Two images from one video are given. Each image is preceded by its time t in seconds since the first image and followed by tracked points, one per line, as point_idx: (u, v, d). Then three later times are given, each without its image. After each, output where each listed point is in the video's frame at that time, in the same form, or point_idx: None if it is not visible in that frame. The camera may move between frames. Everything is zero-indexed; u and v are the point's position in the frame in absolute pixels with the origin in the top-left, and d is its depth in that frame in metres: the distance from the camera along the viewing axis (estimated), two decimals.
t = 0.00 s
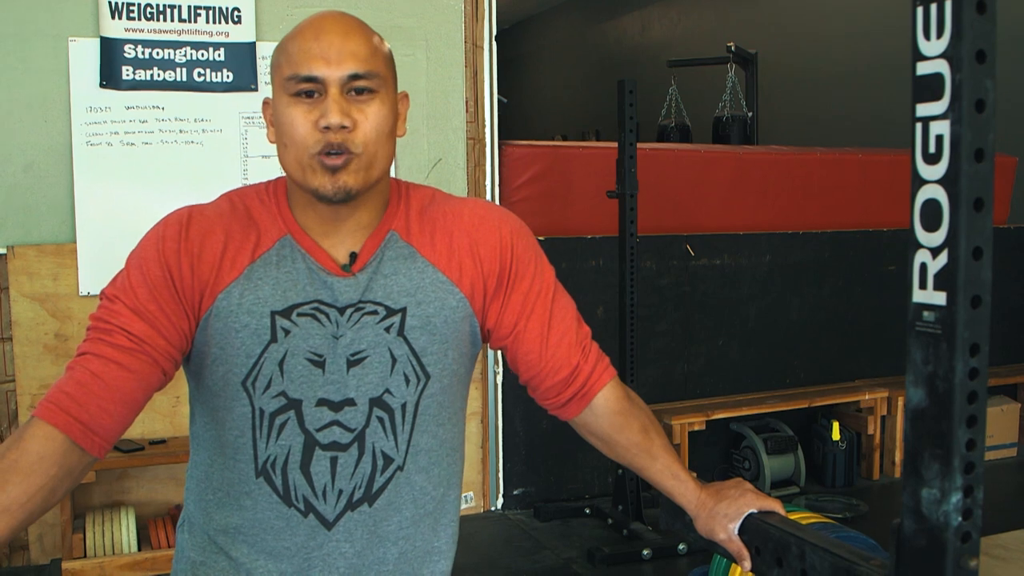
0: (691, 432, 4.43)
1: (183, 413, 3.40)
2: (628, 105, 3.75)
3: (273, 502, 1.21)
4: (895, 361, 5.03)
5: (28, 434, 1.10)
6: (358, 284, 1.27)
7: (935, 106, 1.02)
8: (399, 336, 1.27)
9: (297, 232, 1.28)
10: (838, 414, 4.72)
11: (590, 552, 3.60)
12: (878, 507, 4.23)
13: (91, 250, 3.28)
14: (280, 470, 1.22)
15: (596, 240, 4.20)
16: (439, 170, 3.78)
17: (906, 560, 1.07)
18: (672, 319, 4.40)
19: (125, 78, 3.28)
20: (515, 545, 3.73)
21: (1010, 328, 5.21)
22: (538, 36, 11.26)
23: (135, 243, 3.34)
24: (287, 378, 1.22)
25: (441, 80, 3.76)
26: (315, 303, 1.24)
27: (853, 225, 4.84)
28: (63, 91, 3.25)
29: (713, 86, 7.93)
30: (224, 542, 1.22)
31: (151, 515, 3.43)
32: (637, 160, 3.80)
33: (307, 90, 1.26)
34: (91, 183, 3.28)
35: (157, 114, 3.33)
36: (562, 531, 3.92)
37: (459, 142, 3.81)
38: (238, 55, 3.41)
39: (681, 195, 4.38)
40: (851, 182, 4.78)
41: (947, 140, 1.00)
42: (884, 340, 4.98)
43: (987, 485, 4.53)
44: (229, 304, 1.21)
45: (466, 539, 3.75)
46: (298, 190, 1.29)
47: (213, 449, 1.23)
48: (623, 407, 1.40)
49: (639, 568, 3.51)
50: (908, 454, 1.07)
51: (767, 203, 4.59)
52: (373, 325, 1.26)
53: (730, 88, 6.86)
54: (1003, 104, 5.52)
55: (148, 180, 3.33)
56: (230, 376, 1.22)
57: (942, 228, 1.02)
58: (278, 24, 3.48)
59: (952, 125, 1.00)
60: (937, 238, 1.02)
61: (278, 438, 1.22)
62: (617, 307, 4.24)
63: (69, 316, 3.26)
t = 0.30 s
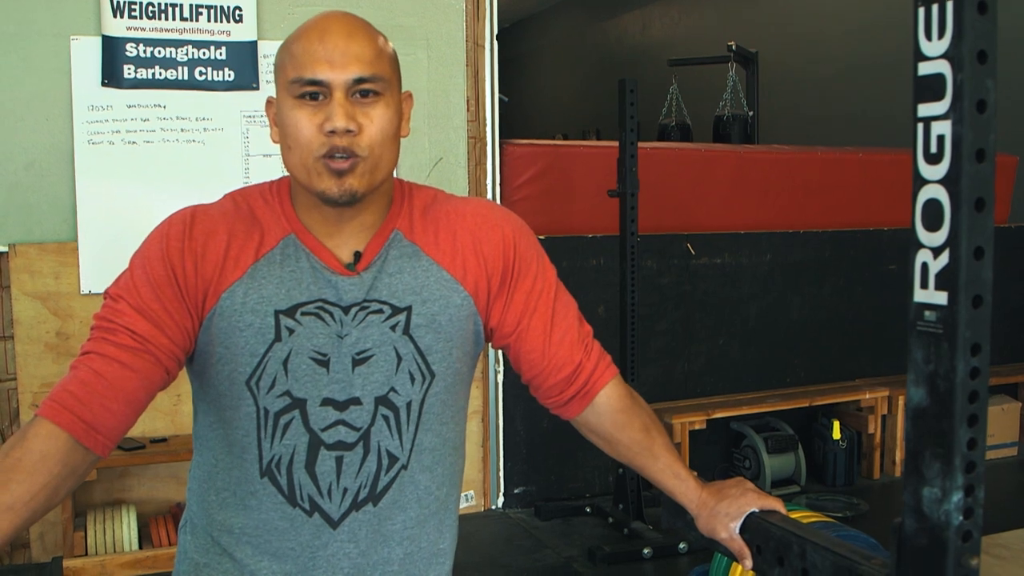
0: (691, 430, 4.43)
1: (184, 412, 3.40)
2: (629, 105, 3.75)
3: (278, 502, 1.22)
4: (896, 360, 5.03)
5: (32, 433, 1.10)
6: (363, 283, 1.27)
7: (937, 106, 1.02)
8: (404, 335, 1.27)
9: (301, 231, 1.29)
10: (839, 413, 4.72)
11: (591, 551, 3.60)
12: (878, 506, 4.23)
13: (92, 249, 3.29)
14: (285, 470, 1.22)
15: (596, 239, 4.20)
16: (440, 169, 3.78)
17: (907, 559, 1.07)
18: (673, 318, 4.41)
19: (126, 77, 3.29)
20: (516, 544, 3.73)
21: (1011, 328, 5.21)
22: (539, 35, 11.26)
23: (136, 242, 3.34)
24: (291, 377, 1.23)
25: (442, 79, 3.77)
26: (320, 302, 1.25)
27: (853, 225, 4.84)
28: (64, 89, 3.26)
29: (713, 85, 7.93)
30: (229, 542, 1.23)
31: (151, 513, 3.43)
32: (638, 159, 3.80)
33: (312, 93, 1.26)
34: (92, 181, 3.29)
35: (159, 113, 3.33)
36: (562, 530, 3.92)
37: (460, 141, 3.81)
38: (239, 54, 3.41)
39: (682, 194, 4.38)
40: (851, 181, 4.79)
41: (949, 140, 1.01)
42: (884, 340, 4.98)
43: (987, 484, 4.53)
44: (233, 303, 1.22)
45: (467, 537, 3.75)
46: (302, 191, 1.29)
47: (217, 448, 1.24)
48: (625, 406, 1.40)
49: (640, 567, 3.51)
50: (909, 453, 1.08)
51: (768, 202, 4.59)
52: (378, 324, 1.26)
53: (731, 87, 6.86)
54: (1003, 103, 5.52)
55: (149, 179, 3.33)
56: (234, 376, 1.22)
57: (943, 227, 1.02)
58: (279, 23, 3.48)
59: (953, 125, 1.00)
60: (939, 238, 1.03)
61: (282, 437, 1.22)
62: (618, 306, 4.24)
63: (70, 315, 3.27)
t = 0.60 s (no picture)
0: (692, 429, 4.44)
1: (186, 409, 3.41)
2: (631, 103, 3.75)
3: (280, 500, 1.22)
4: (897, 359, 5.03)
5: (34, 430, 1.10)
6: (365, 282, 1.27)
7: (938, 105, 1.02)
8: (406, 333, 1.28)
9: (303, 230, 1.29)
10: (840, 411, 4.73)
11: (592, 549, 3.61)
12: (879, 504, 4.24)
13: (94, 247, 3.29)
14: (287, 469, 1.22)
15: (598, 237, 4.20)
16: (441, 167, 3.79)
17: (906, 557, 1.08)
18: (674, 316, 4.41)
19: (128, 75, 3.29)
20: (517, 542, 3.74)
21: (1012, 327, 5.21)
22: (540, 34, 11.27)
23: (138, 240, 3.34)
24: (294, 376, 1.23)
25: (444, 77, 3.77)
26: (322, 302, 1.25)
27: (855, 223, 4.84)
28: (66, 88, 3.26)
29: (715, 83, 7.93)
30: (232, 540, 1.23)
31: (153, 511, 3.44)
32: (639, 157, 3.81)
33: (312, 90, 1.27)
34: (94, 179, 3.29)
35: (160, 111, 3.34)
36: (563, 528, 3.93)
37: (462, 139, 3.81)
38: (241, 52, 3.41)
39: (683, 193, 4.38)
40: (853, 180, 4.79)
41: (949, 139, 1.01)
42: (885, 338, 4.98)
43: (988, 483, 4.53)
44: (236, 302, 1.22)
45: (468, 535, 3.76)
46: (303, 189, 1.29)
47: (219, 447, 1.24)
48: (626, 401, 1.40)
49: (641, 566, 3.52)
50: (910, 451, 1.08)
51: (769, 201, 4.59)
52: (381, 323, 1.27)
53: (732, 86, 6.86)
54: (1004, 102, 5.52)
55: (151, 177, 3.34)
56: (236, 375, 1.22)
57: (944, 226, 1.02)
58: (280, 21, 3.48)
59: (953, 124, 1.00)
60: (939, 237, 1.03)
61: (285, 436, 1.22)
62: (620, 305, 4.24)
63: (72, 313, 3.27)
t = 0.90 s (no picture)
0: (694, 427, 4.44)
1: (188, 407, 3.41)
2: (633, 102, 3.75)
3: (287, 497, 1.22)
4: (898, 358, 5.03)
5: (37, 428, 1.11)
6: (374, 281, 1.28)
7: (939, 104, 1.02)
8: (415, 331, 1.29)
9: (310, 228, 1.29)
10: (841, 410, 4.73)
11: (593, 547, 3.61)
12: (880, 503, 4.24)
13: (96, 244, 3.30)
14: (295, 467, 1.22)
15: (600, 236, 4.20)
16: (444, 166, 3.79)
17: (907, 555, 1.08)
18: (675, 315, 4.41)
19: (131, 73, 3.29)
20: (519, 540, 3.74)
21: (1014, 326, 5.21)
22: (542, 32, 11.26)
23: (140, 237, 3.35)
24: (301, 376, 1.23)
25: (446, 75, 3.77)
26: (330, 301, 1.25)
27: (857, 222, 4.84)
28: (69, 85, 3.27)
29: (717, 82, 7.93)
30: (237, 536, 1.23)
31: (155, 508, 3.45)
32: (641, 156, 3.81)
33: (323, 86, 1.27)
34: (97, 177, 3.29)
35: (163, 109, 3.34)
36: (565, 526, 3.93)
37: (464, 138, 3.81)
38: (244, 50, 3.41)
39: (685, 191, 4.38)
40: (855, 178, 4.78)
41: (951, 137, 1.01)
42: (887, 337, 4.98)
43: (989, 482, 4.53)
44: (244, 301, 1.22)
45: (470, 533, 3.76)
46: (310, 186, 1.30)
47: (223, 446, 1.24)
48: (629, 395, 1.41)
49: (642, 564, 3.52)
50: (911, 449, 1.08)
51: (772, 199, 4.59)
52: (390, 321, 1.27)
53: (734, 84, 6.86)
54: (1007, 101, 5.52)
55: (153, 174, 3.34)
56: (243, 374, 1.22)
57: (945, 224, 1.02)
58: (283, 18, 3.48)
59: (955, 122, 1.00)
60: (941, 235, 1.03)
61: (292, 435, 1.22)
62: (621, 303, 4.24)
63: (75, 310, 3.28)
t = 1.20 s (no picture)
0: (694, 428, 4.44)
1: (189, 407, 3.41)
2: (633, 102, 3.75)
3: (293, 499, 1.22)
4: (899, 359, 5.03)
5: (37, 427, 1.11)
6: (380, 282, 1.28)
7: (939, 106, 1.03)
8: (422, 333, 1.29)
9: (315, 230, 1.29)
10: (841, 411, 4.72)
11: (593, 548, 3.61)
12: (880, 504, 4.24)
13: (97, 244, 3.30)
14: (301, 468, 1.22)
15: (600, 236, 4.20)
16: (444, 166, 3.79)
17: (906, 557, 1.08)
18: (676, 316, 4.41)
19: (132, 72, 3.29)
20: (518, 541, 3.74)
21: (1014, 327, 5.21)
22: (543, 32, 11.27)
23: (140, 237, 3.35)
24: (306, 377, 1.23)
25: (447, 76, 3.77)
26: (336, 302, 1.25)
27: (857, 223, 4.84)
28: (71, 85, 3.27)
29: (718, 82, 7.93)
30: (241, 537, 1.23)
31: (155, 507, 3.45)
32: (642, 157, 3.81)
33: (333, 89, 1.27)
34: (98, 177, 3.30)
35: (164, 108, 3.34)
36: (565, 527, 3.93)
37: (465, 138, 3.81)
38: (245, 50, 3.42)
39: (686, 192, 4.38)
40: (856, 179, 4.78)
41: (950, 140, 1.01)
42: (887, 338, 4.98)
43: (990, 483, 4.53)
44: (248, 303, 1.22)
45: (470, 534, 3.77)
46: (316, 187, 1.30)
47: (227, 447, 1.24)
48: (631, 395, 1.42)
49: (642, 565, 3.52)
50: (910, 451, 1.08)
51: (773, 200, 4.59)
52: (397, 322, 1.28)
53: (735, 85, 6.86)
54: (1008, 102, 5.52)
55: (154, 173, 3.34)
56: (248, 376, 1.22)
57: (944, 227, 1.02)
58: (284, 18, 3.48)
59: (955, 125, 1.00)
60: (940, 237, 1.03)
61: (298, 436, 1.23)
62: (621, 304, 4.24)
63: (75, 310, 3.28)
